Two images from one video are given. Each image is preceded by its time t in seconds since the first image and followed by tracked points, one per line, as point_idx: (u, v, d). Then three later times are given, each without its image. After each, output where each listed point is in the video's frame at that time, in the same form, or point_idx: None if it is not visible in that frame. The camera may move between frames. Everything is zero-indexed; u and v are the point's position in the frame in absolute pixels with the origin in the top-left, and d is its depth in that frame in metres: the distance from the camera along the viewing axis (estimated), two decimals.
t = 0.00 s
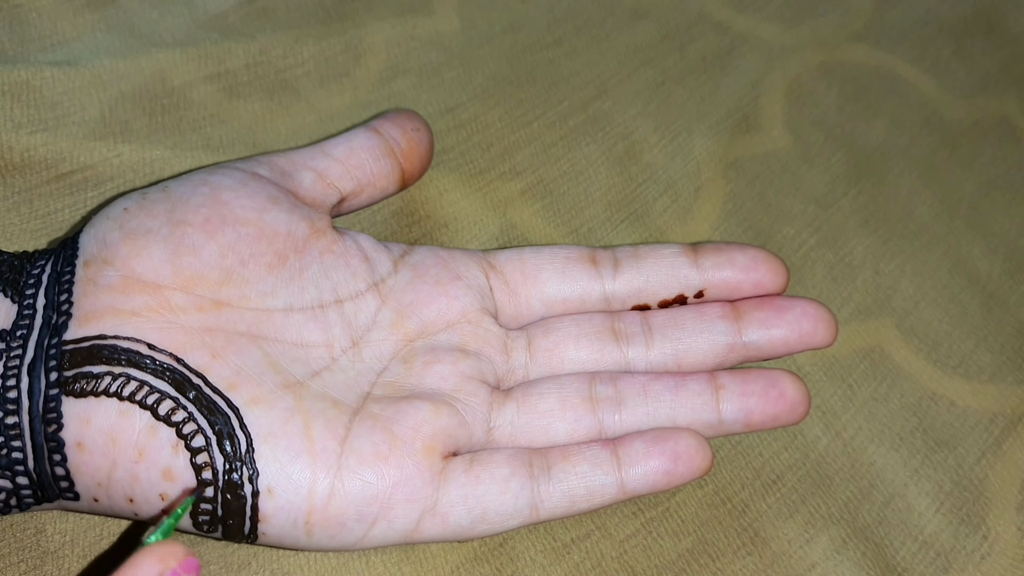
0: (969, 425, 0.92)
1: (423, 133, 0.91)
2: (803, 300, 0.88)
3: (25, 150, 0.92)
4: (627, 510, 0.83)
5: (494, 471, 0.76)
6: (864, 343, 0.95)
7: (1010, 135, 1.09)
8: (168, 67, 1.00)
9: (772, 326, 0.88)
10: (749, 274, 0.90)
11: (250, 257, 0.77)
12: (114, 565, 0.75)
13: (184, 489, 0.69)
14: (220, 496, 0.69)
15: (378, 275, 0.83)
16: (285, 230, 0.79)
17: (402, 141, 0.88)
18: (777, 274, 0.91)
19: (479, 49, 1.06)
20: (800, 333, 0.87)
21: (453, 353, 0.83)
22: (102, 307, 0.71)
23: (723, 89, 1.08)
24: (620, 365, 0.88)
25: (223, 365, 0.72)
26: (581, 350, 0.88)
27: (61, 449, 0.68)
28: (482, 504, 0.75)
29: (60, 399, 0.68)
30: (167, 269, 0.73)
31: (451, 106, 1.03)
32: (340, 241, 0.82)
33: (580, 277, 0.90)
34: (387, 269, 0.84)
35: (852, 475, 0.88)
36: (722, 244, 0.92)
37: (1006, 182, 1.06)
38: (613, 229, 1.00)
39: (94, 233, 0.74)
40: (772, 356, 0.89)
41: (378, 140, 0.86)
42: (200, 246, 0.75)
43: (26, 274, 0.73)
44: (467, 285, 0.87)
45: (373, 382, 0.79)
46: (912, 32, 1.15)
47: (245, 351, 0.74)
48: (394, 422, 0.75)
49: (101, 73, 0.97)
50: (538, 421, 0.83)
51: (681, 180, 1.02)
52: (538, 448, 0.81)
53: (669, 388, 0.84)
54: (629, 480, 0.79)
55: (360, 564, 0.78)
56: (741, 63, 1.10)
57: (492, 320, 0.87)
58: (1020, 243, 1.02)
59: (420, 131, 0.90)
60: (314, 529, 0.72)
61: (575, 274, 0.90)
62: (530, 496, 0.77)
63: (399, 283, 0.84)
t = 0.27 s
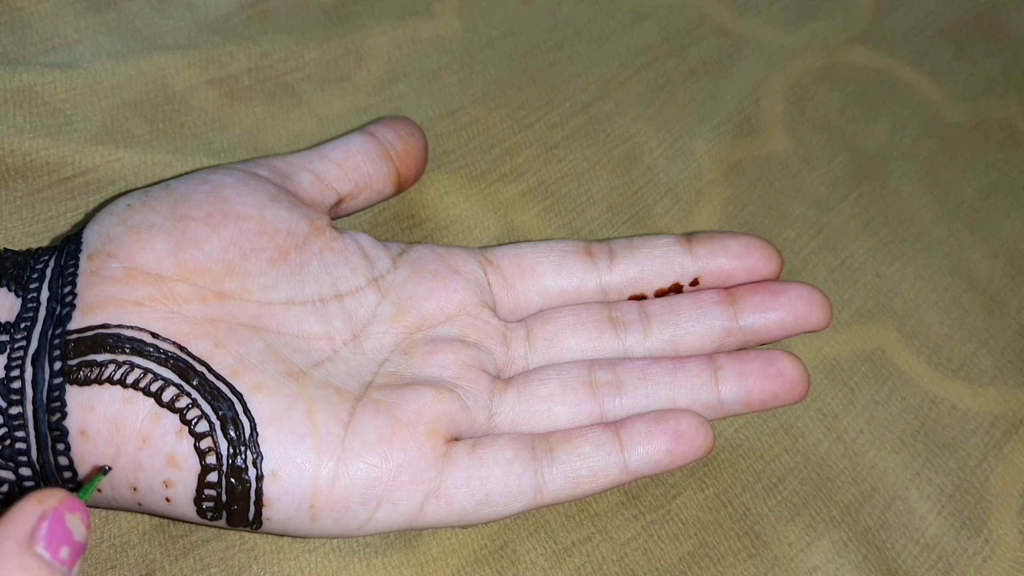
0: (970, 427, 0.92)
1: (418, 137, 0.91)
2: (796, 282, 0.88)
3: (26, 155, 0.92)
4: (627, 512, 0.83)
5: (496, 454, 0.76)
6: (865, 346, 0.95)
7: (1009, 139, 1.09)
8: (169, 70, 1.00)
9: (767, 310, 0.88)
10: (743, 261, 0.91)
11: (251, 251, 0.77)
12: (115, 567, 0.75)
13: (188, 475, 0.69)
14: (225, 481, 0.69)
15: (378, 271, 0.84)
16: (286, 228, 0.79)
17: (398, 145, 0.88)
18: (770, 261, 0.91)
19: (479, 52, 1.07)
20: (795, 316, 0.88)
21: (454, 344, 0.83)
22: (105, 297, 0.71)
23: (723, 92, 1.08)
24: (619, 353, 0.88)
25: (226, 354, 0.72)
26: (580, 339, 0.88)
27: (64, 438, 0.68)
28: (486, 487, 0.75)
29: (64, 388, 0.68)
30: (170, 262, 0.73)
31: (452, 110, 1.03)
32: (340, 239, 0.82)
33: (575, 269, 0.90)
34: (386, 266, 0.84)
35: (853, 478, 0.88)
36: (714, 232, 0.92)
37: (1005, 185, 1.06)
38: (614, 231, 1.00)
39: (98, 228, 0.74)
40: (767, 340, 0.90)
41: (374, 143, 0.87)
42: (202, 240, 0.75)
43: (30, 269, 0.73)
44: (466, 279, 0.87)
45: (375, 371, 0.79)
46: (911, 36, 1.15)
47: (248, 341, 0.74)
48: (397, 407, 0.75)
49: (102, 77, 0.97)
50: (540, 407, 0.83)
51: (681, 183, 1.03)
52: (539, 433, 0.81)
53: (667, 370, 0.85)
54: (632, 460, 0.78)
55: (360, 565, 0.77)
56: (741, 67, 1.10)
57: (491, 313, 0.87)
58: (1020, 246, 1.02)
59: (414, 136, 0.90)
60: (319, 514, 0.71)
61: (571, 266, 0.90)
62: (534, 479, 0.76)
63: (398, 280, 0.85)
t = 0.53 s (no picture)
0: (971, 429, 0.92)
1: (416, 142, 0.91)
2: (794, 278, 0.89)
3: (27, 155, 0.92)
4: (628, 513, 0.83)
5: (498, 449, 0.76)
6: (866, 347, 0.95)
7: (1010, 140, 1.09)
8: (170, 70, 1.00)
9: (765, 306, 0.88)
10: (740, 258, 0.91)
11: (252, 251, 0.77)
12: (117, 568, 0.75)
13: (190, 472, 0.69)
14: (227, 477, 0.69)
15: (377, 272, 0.84)
16: (286, 230, 0.79)
17: (395, 149, 0.88)
18: (767, 257, 0.91)
19: (480, 53, 1.07)
20: (793, 311, 0.88)
21: (454, 342, 0.83)
22: (107, 297, 0.71)
23: (724, 93, 1.08)
24: (619, 350, 0.88)
25: (228, 352, 0.72)
26: (579, 337, 0.88)
27: (65, 437, 0.68)
28: (488, 482, 0.75)
29: (65, 386, 0.68)
30: (172, 262, 0.73)
31: (453, 111, 1.03)
32: (339, 241, 0.82)
33: (574, 269, 0.90)
34: (385, 267, 0.84)
35: (855, 479, 0.88)
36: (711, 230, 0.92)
37: (1006, 187, 1.06)
38: (615, 232, 1.00)
39: (99, 230, 0.74)
40: (766, 335, 0.90)
41: (372, 147, 0.87)
42: (203, 240, 0.75)
43: (31, 270, 0.73)
44: (466, 279, 0.87)
45: (376, 370, 0.79)
46: (912, 38, 1.15)
47: (249, 340, 0.74)
48: (398, 403, 0.75)
49: (103, 77, 0.97)
50: (541, 403, 0.82)
51: (682, 184, 1.03)
52: (541, 428, 0.81)
53: (666, 364, 0.85)
54: (633, 454, 0.78)
55: (361, 567, 0.77)
56: (741, 69, 1.10)
57: (491, 312, 0.87)
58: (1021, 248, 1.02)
59: (410, 140, 0.90)
60: (321, 510, 0.71)
61: (570, 266, 0.90)
62: (536, 473, 0.76)
63: (397, 281, 0.85)
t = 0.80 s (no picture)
0: (972, 429, 0.91)
1: (415, 140, 0.91)
2: (795, 278, 0.89)
3: (28, 153, 0.92)
4: (628, 513, 0.83)
5: (498, 450, 0.76)
6: (867, 347, 0.95)
7: (1011, 140, 1.09)
8: (170, 69, 1.00)
9: (766, 306, 0.88)
10: (742, 257, 0.91)
11: (252, 252, 0.77)
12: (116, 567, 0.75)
13: (190, 474, 0.69)
14: (227, 479, 0.69)
15: (378, 272, 0.84)
16: (286, 229, 0.79)
17: (395, 147, 0.88)
18: (769, 256, 0.91)
19: (481, 53, 1.07)
20: (794, 312, 0.88)
21: (455, 342, 0.83)
22: (107, 297, 0.71)
23: (725, 93, 1.08)
24: (619, 350, 0.88)
25: (228, 353, 0.72)
26: (580, 337, 0.88)
27: (65, 438, 0.68)
28: (489, 483, 0.75)
29: (65, 388, 0.68)
30: (172, 263, 0.73)
31: (453, 110, 1.03)
32: (340, 240, 0.82)
33: (575, 268, 0.90)
34: (386, 266, 0.84)
35: (856, 478, 0.87)
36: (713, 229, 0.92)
37: (1007, 186, 1.06)
38: (615, 232, 1.00)
39: (99, 230, 0.74)
40: (767, 335, 0.90)
41: (371, 145, 0.87)
42: (203, 240, 0.75)
43: (31, 272, 0.73)
44: (466, 279, 0.87)
45: (376, 371, 0.79)
46: (913, 37, 1.15)
47: (249, 341, 0.74)
48: (398, 404, 0.75)
49: (103, 76, 0.97)
50: (542, 403, 0.82)
51: (683, 183, 1.03)
52: (543, 429, 0.81)
53: (668, 364, 0.84)
54: (633, 456, 0.78)
55: (361, 567, 0.77)
56: (742, 68, 1.10)
57: (491, 312, 0.87)
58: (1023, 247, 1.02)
59: (411, 138, 0.90)
60: (322, 512, 0.71)
61: (570, 265, 0.90)
62: (537, 475, 0.76)
63: (398, 280, 0.85)
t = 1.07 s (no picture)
0: (972, 428, 0.91)
1: (414, 146, 0.91)
2: (792, 273, 0.89)
3: (28, 151, 0.92)
4: (628, 511, 0.83)
5: (498, 442, 0.76)
6: (867, 346, 0.95)
7: (1011, 139, 1.09)
8: (170, 67, 1.00)
9: (763, 302, 0.88)
10: (739, 254, 0.91)
11: (253, 248, 0.77)
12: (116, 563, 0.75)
13: (190, 464, 0.69)
14: (227, 469, 0.69)
15: (377, 270, 0.84)
16: (286, 228, 0.79)
17: (394, 152, 0.89)
18: (766, 252, 0.91)
19: (481, 51, 1.07)
20: (791, 307, 0.88)
21: (454, 338, 0.83)
22: (108, 291, 0.71)
23: (725, 92, 1.08)
24: (618, 347, 0.88)
25: (228, 346, 0.72)
26: (579, 334, 0.88)
27: (65, 429, 0.68)
28: (488, 473, 0.75)
29: (65, 379, 0.68)
30: (173, 257, 0.73)
31: (453, 109, 1.03)
32: (339, 240, 0.82)
33: (574, 267, 0.90)
34: (385, 265, 0.84)
35: (855, 478, 0.87)
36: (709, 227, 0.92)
37: (1007, 186, 1.06)
38: (615, 231, 1.00)
39: (100, 226, 0.74)
40: (766, 331, 0.90)
41: (371, 151, 0.87)
42: (204, 236, 0.75)
43: (32, 266, 0.73)
44: (465, 277, 0.87)
45: (376, 365, 0.79)
46: (913, 36, 1.15)
47: (249, 335, 0.74)
48: (398, 396, 0.75)
49: (103, 74, 0.97)
50: (541, 397, 0.82)
51: (683, 182, 1.03)
52: (542, 423, 0.81)
53: (667, 359, 0.85)
54: (633, 447, 0.78)
55: (360, 565, 0.77)
56: (742, 67, 1.10)
57: (490, 309, 0.87)
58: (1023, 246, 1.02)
59: (410, 145, 0.91)
60: (321, 502, 0.71)
61: (569, 264, 0.90)
62: (536, 466, 0.76)
63: (397, 279, 0.85)
